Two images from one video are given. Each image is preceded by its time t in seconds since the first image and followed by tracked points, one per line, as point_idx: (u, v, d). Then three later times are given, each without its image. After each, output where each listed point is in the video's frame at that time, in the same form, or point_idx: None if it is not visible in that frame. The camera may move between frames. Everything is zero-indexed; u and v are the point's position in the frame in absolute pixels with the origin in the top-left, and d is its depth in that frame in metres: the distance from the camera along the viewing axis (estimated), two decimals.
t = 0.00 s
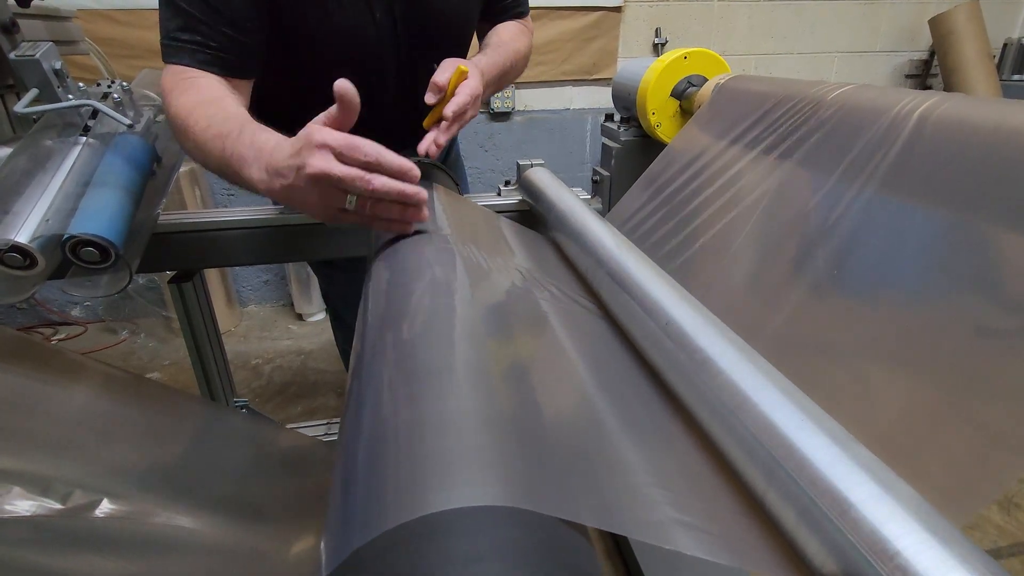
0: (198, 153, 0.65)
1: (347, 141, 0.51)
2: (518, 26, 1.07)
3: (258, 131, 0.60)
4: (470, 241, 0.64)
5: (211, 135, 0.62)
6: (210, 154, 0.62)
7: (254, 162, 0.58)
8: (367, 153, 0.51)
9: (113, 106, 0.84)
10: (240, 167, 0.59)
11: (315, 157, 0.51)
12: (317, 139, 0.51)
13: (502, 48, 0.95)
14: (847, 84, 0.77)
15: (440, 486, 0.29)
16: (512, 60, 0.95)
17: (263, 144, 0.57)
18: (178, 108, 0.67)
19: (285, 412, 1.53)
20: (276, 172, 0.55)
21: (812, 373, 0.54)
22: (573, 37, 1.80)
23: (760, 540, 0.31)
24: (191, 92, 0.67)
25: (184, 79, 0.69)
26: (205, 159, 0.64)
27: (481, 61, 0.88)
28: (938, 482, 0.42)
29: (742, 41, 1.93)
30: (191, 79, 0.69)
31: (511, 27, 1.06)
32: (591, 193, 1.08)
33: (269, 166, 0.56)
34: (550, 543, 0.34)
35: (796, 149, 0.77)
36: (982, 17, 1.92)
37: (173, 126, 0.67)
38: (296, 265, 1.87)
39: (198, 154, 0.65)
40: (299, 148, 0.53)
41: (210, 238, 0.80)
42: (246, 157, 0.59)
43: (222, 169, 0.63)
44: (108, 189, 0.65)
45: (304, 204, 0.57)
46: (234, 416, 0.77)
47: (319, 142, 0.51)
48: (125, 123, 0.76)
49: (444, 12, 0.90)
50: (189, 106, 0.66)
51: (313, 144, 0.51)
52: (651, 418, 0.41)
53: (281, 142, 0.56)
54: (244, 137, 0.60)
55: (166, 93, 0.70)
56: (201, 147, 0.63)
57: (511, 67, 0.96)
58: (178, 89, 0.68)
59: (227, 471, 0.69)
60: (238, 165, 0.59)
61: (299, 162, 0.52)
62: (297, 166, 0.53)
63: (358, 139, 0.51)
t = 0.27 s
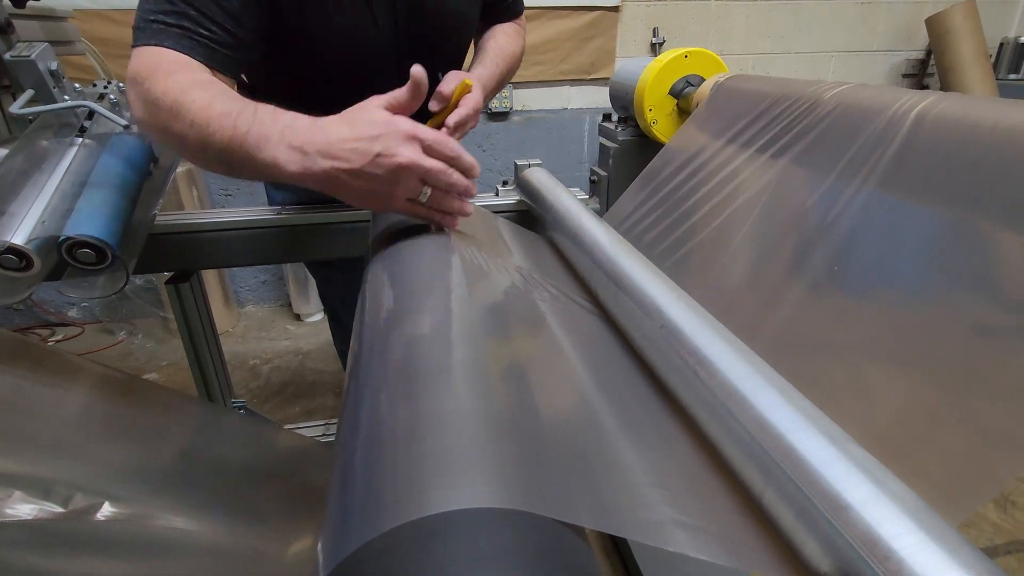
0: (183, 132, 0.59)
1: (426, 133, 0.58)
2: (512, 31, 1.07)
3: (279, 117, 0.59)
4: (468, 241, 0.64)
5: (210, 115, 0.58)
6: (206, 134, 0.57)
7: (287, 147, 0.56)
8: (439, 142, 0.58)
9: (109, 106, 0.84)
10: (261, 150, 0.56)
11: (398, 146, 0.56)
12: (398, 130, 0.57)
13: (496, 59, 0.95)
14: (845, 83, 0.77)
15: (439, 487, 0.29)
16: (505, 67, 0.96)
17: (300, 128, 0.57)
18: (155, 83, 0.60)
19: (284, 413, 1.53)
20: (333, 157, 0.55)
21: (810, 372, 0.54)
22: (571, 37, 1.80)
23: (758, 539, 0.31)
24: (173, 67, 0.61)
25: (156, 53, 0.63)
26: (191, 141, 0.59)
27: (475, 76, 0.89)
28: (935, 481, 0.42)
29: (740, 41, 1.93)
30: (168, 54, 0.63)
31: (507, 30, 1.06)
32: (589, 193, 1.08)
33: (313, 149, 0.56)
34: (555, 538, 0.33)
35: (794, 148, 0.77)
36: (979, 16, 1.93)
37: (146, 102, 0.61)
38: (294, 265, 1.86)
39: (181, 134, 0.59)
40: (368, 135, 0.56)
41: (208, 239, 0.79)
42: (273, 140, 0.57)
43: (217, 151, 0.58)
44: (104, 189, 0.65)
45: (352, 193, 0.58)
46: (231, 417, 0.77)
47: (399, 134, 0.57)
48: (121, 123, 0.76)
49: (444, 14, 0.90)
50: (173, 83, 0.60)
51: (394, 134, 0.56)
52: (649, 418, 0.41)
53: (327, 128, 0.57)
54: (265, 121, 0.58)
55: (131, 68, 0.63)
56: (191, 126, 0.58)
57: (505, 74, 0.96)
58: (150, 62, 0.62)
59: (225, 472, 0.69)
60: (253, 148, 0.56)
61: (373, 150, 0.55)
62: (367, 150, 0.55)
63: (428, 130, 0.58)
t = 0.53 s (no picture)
0: (212, 114, 0.57)
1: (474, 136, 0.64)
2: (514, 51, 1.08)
3: (321, 107, 0.60)
4: (466, 242, 0.65)
5: (246, 100, 0.57)
6: (243, 119, 0.57)
7: (339, 137, 0.58)
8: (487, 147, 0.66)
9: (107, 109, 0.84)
10: (309, 140, 0.58)
11: (454, 148, 0.61)
12: (453, 132, 0.61)
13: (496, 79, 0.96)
14: (839, 85, 0.77)
15: (439, 488, 0.29)
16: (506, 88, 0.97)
17: (349, 120, 0.59)
18: (169, 57, 0.57)
19: (282, 414, 1.53)
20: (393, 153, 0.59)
21: (805, 371, 0.55)
22: (567, 37, 1.81)
23: (753, 536, 0.32)
24: (186, 44, 0.59)
25: (160, 27, 0.59)
26: (219, 123, 0.57)
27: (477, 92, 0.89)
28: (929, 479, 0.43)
29: (736, 41, 1.94)
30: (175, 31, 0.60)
31: (505, 48, 1.07)
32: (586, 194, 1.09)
33: (366, 142, 0.58)
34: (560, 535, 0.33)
35: (789, 149, 0.77)
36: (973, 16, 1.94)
37: (156, 75, 0.56)
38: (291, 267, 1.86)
39: (209, 116, 0.57)
40: (424, 134, 0.60)
41: (207, 240, 0.80)
42: (321, 130, 0.58)
43: (253, 136, 0.58)
44: (104, 192, 0.65)
45: (399, 187, 0.61)
46: (231, 418, 0.77)
47: (455, 135, 0.62)
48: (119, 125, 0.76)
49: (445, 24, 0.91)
50: (192, 60, 0.57)
51: (449, 136, 0.61)
52: (646, 417, 0.41)
53: (378, 122, 0.59)
54: (308, 111, 0.59)
55: (127, 41, 0.59)
56: (224, 108, 0.57)
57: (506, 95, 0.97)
58: (157, 36, 0.58)
59: (225, 473, 0.69)
60: (301, 137, 0.58)
61: (429, 149, 0.59)
62: (426, 150, 0.59)
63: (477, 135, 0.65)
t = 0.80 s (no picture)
0: (216, 140, 0.58)
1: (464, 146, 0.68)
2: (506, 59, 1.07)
3: (319, 126, 0.62)
4: (459, 249, 0.64)
5: (249, 124, 0.58)
6: (247, 142, 0.58)
7: (342, 156, 0.61)
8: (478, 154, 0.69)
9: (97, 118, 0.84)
10: (314, 159, 0.60)
11: (448, 159, 0.65)
12: (445, 143, 0.65)
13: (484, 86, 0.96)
14: (832, 92, 0.78)
15: (434, 508, 0.29)
16: (492, 94, 0.96)
17: (349, 138, 0.62)
18: (166, 82, 0.57)
19: (276, 420, 1.52)
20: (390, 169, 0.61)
21: (799, 378, 0.55)
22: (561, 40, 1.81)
23: (749, 551, 0.32)
24: (178, 67, 0.58)
25: (148, 47, 0.58)
26: (224, 148, 0.58)
27: (463, 102, 0.90)
28: (923, 486, 0.43)
29: (729, 43, 1.94)
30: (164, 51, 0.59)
31: (498, 56, 1.06)
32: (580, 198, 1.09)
33: (368, 158, 0.61)
34: (555, 554, 0.32)
35: (783, 154, 0.78)
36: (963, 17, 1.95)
37: (154, 103, 0.56)
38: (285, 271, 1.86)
39: (213, 140, 0.58)
40: (420, 147, 0.63)
41: (198, 248, 0.79)
42: (323, 149, 0.61)
43: (258, 158, 0.59)
44: (93, 203, 0.65)
45: (398, 200, 0.64)
46: (224, 428, 0.77)
47: (446, 147, 0.65)
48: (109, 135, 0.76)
49: (442, 42, 0.90)
50: (188, 85, 0.57)
51: (441, 147, 0.65)
52: (641, 427, 0.41)
53: (376, 139, 0.62)
54: (309, 131, 0.61)
55: (114, 63, 0.58)
56: (227, 132, 0.58)
57: (492, 102, 0.97)
58: (148, 58, 0.57)
59: (219, 484, 0.69)
60: (305, 156, 0.60)
61: (426, 162, 0.63)
62: (423, 162, 0.62)
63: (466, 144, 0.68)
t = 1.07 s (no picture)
0: (233, 162, 0.57)
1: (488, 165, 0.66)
2: (509, 66, 1.09)
3: (336, 146, 0.61)
4: (463, 254, 0.65)
5: (266, 145, 0.58)
6: (264, 163, 0.58)
7: (357, 177, 0.60)
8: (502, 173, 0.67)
9: (100, 123, 0.84)
10: (329, 179, 0.59)
11: (469, 179, 0.63)
12: (466, 162, 0.63)
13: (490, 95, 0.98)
14: (830, 97, 0.78)
15: (440, 513, 0.29)
16: (500, 103, 0.98)
17: (365, 158, 0.61)
18: (185, 104, 0.57)
19: (277, 422, 1.52)
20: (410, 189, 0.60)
21: (799, 380, 0.55)
22: (560, 43, 1.81)
23: (750, 552, 0.32)
24: (199, 90, 0.59)
25: (169, 72, 0.59)
26: (241, 169, 0.58)
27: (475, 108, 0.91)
28: (922, 488, 0.43)
29: (727, 45, 1.95)
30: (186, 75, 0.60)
31: (502, 64, 1.08)
32: (580, 201, 1.10)
33: (384, 179, 0.60)
34: (560, 553, 0.32)
35: (782, 158, 0.78)
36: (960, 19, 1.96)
37: (174, 125, 0.56)
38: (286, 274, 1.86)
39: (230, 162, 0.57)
40: (438, 168, 0.61)
41: (200, 252, 0.79)
42: (340, 169, 0.60)
43: (275, 180, 0.59)
44: (97, 208, 0.65)
45: (417, 220, 0.63)
46: (227, 431, 0.77)
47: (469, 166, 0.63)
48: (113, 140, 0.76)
49: (444, 52, 0.91)
50: (206, 106, 0.57)
51: (462, 167, 0.63)
52: (642, 429, 0.42)
53: (394, 159, 0.61)
54: (326, 150, 0.60)
55: (136, 87, 0.58)
56: (244, 154, 0.57)
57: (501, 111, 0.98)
58: (169, 82, 0.58)
59: (221, 487, 0.69)
60: (322, 177, 0.59)
61: (443, 183, 0.61)
62: (440, 183, 0.61)
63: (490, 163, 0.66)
